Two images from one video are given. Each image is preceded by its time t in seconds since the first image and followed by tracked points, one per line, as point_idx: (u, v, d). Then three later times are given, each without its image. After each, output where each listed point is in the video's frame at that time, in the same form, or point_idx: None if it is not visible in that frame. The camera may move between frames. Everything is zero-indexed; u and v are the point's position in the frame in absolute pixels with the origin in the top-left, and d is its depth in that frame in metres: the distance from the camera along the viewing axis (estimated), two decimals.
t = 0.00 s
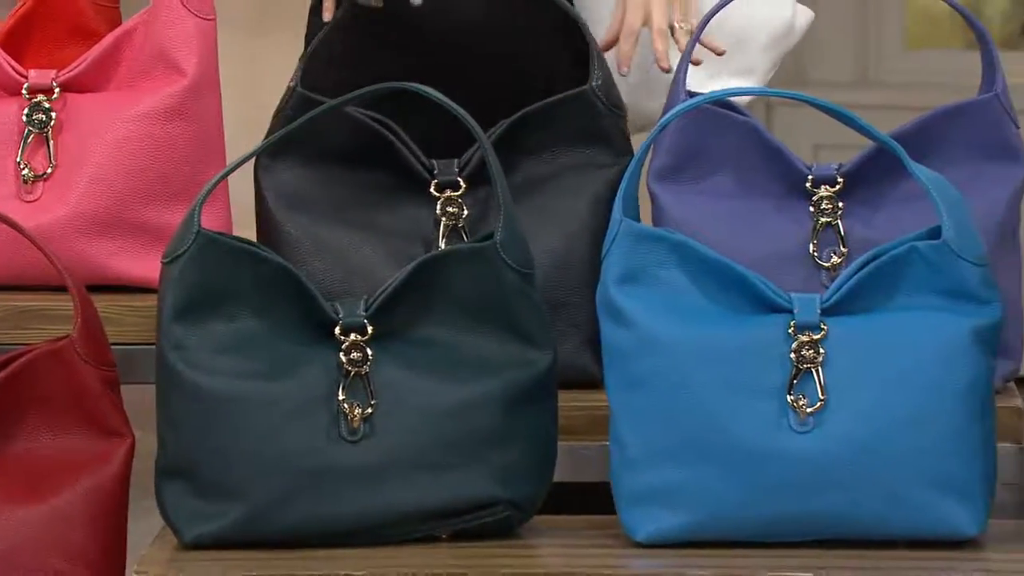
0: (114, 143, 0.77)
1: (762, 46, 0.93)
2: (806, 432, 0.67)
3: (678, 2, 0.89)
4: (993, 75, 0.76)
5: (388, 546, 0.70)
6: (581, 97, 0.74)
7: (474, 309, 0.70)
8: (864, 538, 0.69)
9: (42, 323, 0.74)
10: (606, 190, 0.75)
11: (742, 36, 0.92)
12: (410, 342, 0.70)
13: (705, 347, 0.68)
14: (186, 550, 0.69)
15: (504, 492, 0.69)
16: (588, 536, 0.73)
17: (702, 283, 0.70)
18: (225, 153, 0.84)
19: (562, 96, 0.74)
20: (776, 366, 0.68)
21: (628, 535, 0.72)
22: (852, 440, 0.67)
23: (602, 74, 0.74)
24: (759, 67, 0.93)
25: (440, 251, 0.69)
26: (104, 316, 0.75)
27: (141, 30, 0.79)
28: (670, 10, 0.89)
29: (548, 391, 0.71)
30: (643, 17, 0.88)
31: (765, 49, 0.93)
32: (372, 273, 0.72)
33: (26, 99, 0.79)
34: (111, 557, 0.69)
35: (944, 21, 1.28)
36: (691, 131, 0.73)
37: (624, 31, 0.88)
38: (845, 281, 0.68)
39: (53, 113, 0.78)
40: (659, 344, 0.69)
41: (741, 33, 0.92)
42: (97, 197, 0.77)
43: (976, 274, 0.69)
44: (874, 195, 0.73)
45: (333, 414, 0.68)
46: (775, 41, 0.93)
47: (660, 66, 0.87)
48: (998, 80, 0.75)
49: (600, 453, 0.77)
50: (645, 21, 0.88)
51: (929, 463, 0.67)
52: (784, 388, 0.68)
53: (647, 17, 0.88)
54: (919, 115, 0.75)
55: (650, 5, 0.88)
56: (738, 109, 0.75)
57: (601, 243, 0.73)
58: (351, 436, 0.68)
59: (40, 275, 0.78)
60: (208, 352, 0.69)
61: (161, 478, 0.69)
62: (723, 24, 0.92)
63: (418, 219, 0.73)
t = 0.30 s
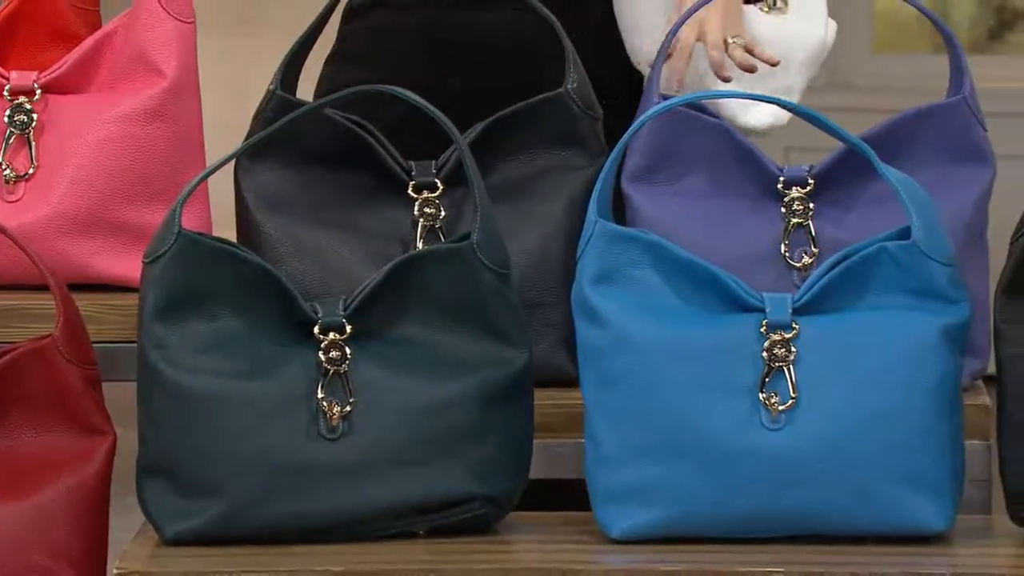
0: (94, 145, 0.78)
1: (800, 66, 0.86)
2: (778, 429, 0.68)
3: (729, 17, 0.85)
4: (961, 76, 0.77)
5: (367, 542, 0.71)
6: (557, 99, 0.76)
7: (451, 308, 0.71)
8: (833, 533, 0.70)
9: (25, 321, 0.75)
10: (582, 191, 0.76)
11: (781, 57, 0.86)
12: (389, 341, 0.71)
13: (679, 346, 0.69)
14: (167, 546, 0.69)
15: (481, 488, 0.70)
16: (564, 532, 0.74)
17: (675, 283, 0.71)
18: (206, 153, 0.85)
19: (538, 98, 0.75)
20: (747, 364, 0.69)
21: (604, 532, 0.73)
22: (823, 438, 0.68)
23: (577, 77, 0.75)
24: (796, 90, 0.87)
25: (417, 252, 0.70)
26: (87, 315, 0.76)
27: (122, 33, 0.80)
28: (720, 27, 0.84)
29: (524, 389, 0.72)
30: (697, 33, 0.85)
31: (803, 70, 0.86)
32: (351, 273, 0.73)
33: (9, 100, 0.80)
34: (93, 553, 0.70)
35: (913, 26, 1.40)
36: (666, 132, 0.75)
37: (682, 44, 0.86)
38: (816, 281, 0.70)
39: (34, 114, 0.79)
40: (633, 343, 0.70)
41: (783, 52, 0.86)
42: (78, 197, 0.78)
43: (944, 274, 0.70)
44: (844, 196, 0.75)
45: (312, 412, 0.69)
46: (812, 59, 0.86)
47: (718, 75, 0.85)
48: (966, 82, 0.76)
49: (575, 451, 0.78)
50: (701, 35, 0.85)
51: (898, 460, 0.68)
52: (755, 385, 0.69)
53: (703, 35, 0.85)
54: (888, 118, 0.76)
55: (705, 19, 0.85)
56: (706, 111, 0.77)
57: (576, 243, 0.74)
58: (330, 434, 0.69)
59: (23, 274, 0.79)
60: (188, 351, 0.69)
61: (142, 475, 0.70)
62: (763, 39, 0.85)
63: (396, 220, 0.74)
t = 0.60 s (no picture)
0: (77, 147, 0.80)
1: (785, 82, 0.88)
2: (751, 427, 0.69)
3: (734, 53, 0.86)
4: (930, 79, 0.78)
5: (346, 538, 0.72)
6: (534, 102, 0.77)
7: (430, 308, 0.72)
8: (806, 529, 0.71)
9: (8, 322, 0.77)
10: (560, 193, 0.77)
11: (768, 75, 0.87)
12: (369, 340, 0.72)
13: (655, 345, 0.70)
14: (149, 542, 0.70)
15: (459, 486, 0.71)
16: (541, 528, 0.75)
17: (650, 282, 0.72)
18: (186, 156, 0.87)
19: (515, 100, 0.76)
20: (722, 363, 0.70)
21: (580, 528, 0.74)
22: (795, 436, 0.69)
23: (554, 80, 0.76)
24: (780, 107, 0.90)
25: (397, 253, 0.71)
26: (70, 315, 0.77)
27: (105, 36, 0.81)
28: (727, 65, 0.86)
29: (502, 388, 0.73)
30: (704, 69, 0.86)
31: (789, 87, 0.88)
32: (331, 274, 0.74)
33: None
34: (76, 550, 0.71)
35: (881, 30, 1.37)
36: (640, 134, 0.77)
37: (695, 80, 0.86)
38: (789, 281, 0.71)
39: (18, 116, 0.80)
40: (609, 342, 0.71)
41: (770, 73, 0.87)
42: (62, 198, 0.80)
43: (915, 274, 0.71)
44: (816, 198, 0.77)
45: (292, 410, 0.70)
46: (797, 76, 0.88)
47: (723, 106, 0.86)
48: (936, 86, 0.78)
49: (552, 448, 0.79)
50: (710, 74, 0.86)
51: (869, 457, 0.69)
52: (729, 384, 0.70)
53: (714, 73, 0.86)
54: (860, 121, 0.78)
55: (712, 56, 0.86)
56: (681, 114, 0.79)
57: (554, 244, 0.75)
58: (310, 432, 0.70)
59: (7, 274, 0.80)
60: (171, 350, 0.70)
61: (125, 473, 0.71)
62: (761, 74, 0.87)
63: (376, 221, 0.75)
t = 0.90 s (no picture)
0: (59, 148, 0.81)
1: (760, 74, 0.94)
2: (726, 425, 0.70)
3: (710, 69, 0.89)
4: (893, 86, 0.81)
5: (326, 536, 0.73)
6: (512, 104, 0.78)
7: (409, 307, 0.72)
8: (780, 526, 0.72)
9: None
10: (538, 193, 0.78)
11: (739, 68, 0.94)
12: (349, 340, 0.72)
13: (632, 344, 0.71)
14: (131, 539, 0.71)
15: (437, 483, 0.72)
16: (519, 525, 0.76)
17: (626, 282, 0.73)
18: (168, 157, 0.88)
19: (493, 102, 0.77)
20: (696, 362, 0.71)
21: (558, 525, 0.75)
22: (769, 433, 0.70)
23: (531, 82, 0.78)
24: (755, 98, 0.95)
25: (376, 253, 0.72)
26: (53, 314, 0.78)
27: (87, 39, 0.83)
28: (708, 84, 0.89)
29: (481, 386, 0.74)
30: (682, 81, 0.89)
31: (762, 81, 0.94)
32: (310, 273, 0.75)
33: None
34: (59, 546, 0.71)
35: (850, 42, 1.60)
36: (625, 131, 0.79)
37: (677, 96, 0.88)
38: (763, 281, 0.72)
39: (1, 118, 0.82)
40: (586, 341, 0.72)
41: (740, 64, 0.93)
42: (44, 199, 0.81)
43: (887, 273, 0.72)
44: (793, 203, 0.79)
45: (272, 409, 0.71)
46: (768, 68, 0.95)
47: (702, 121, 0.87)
48: (900, 92, 0.80)
49: (530, 446, 0.80)
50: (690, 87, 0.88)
51: (842, 454, 0.70)
52: (704, 382, 0.71)
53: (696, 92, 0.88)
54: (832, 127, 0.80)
55: (689, 72, 0.89)
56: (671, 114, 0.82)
57: (532, 244, 0.76)
58: (291, 430, 0.70)
59: None
60: (152, 349, 0.71)
61: (107, 471, 0.72)
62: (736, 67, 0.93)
63: (355, 222, 0.76)
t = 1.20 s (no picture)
0: (44, 150, 0.82)
1: (738, 74, 0.97)
2: (706, 423, 0.71)
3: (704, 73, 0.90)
4: (851, 40, 0.83)
5: (309, 533, 0.74)
6: (493, 105, 0.79)
7: (392, 307, 0.73)
8: (758, 523, 0.73)
9: None
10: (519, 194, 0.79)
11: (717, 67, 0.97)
12: (332, 339, 0.73)
13: (612, 343, 0.72)
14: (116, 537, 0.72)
15: (420, 481, 0.73)
16: (499, 522, 0.77)
17: (606, 282, 0.74)
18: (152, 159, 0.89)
19: (475, 103, 0.78)
20: (676, 361, 0.72)
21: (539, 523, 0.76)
22: (748, 431, 0.71)
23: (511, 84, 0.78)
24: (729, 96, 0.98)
25: (359, 253, 0.72)
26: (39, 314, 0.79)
27: (72, 42, 0.85)
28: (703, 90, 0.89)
29: (463, 385, 0.75)
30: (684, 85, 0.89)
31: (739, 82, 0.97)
32: (293, 273, 0.75)
33: None
34: (40, 544, 0.72)
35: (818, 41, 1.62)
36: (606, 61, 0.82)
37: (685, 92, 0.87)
38: (743, 280, 0.73)
39: None
40: (567, 340, 0.72)
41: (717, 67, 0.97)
42: (29, 200, 0.82)
43: (864, 274, 0.73)
44: (758, 147, 0.80)
45: (257, 407, 0.71)
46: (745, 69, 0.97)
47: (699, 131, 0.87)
48: (859, 40, 0.82)
49: (511, 444, 0.81)
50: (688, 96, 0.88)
51: (820, 452, 0.71)
52: (684, 381, 0.72)
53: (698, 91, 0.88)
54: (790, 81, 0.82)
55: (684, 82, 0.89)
56: (661, 53, 0.83)
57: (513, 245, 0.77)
58: (275, 429, 0.71)
59: None
60: (137, 348, 0.72)
61: (92, 470, 0.72)
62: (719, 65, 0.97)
63: (338, 222, 0.77)
